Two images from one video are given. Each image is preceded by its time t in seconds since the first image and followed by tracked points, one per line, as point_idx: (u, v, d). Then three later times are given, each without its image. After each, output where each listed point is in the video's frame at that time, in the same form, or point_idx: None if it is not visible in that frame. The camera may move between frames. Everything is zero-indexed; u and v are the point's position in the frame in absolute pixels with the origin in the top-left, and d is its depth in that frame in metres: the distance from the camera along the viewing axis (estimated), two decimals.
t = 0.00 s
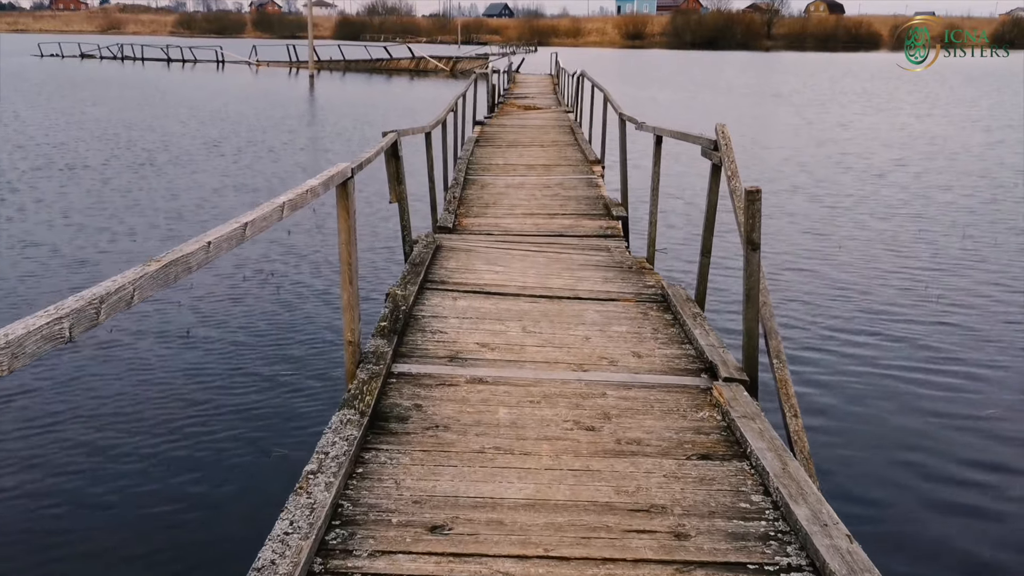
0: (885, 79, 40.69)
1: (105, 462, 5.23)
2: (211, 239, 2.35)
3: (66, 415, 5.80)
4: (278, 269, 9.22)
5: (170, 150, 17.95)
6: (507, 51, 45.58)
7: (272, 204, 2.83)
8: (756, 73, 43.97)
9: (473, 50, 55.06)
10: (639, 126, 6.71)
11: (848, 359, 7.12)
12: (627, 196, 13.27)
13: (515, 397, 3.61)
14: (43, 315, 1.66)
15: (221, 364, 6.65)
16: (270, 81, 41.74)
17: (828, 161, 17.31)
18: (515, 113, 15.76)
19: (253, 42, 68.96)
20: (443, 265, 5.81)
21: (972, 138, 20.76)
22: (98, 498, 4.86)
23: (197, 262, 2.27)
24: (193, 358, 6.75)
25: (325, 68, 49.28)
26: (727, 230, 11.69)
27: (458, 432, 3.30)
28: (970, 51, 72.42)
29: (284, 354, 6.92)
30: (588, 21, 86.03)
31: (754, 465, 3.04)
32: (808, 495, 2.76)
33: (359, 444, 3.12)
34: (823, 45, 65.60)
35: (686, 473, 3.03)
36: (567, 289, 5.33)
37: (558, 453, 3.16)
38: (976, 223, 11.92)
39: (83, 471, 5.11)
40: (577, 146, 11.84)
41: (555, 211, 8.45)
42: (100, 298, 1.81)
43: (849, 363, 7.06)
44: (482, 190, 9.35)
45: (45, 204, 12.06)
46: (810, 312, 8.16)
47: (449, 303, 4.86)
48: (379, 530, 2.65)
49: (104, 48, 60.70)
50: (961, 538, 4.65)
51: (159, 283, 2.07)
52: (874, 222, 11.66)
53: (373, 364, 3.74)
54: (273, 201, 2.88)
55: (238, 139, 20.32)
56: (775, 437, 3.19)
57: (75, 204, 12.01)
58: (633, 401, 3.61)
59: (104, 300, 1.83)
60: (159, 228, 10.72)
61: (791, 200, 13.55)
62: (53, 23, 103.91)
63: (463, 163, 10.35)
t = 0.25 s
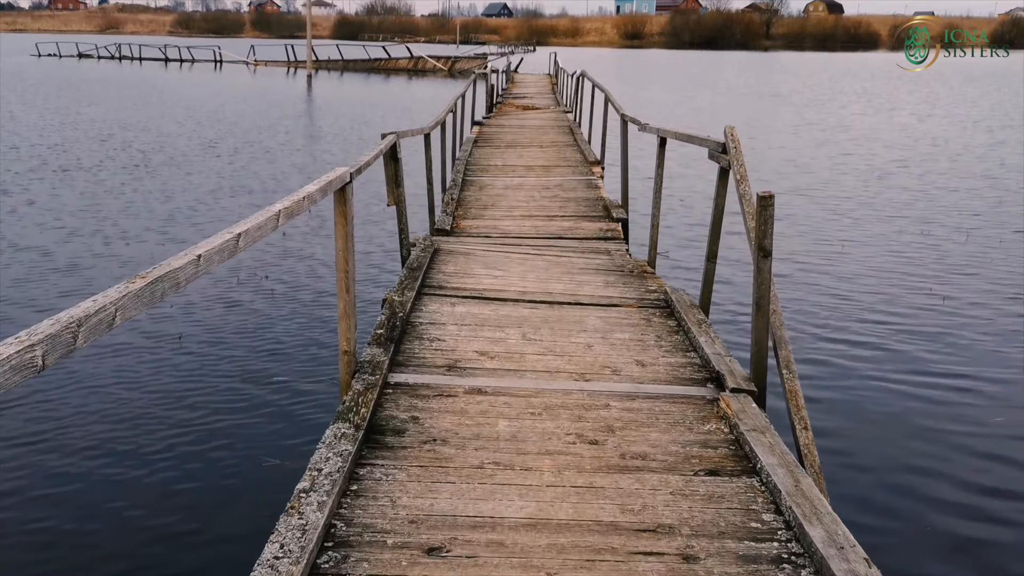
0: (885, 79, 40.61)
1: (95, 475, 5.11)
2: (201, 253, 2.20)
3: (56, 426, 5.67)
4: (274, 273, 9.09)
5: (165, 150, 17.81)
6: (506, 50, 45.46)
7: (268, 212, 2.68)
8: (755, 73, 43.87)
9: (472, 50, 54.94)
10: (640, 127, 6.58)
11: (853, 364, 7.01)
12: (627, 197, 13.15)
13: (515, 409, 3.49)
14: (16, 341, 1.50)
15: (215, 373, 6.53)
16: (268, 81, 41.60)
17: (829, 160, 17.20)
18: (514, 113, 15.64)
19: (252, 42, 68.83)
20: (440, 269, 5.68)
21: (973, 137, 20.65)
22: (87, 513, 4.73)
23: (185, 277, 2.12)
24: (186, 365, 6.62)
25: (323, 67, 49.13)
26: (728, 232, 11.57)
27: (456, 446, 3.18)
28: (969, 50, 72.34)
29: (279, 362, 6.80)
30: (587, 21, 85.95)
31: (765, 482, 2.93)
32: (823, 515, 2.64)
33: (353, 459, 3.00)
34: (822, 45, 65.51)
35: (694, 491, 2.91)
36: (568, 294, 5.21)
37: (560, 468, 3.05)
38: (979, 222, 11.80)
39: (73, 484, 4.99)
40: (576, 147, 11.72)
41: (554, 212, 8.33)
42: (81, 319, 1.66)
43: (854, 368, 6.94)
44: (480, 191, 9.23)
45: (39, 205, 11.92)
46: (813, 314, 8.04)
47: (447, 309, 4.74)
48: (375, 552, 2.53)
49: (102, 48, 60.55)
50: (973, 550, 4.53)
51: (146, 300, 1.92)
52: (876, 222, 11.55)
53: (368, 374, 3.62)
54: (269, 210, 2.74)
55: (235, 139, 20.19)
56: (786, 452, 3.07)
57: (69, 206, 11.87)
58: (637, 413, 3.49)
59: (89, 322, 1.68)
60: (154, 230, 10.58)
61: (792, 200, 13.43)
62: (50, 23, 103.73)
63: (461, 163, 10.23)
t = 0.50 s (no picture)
0: (884, 79, 40.55)
1: (87, 489, 5.03)
2: (188, 258, 2.08)
3: (49, 438, 5.58)
4: (272, 278, 9.00)
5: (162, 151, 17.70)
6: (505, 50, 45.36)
7: (261, 216, 2.57)
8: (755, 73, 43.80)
9: (471, 50, 54.84)
10: (642, 127, 6.47)
11: (857, 369, 6.92)
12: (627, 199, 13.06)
13: (515, 418, 3.40)
14: None
15: (210, 383, 6.45)
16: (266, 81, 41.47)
17: (830, 160, 17.10)
18: (513, 113, 15.54)
19: (250, 42, 68.70)
20: (439, 273, 5.59)
21: (974, 138, 20.56)
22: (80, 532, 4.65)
23: (172, 285, 1.99)
24: (181, 376, 6.53)
25: (322, 67, 49.01)
26: (729, 234, 11.48)
27: (455, 459, 3.08)
28: (969, 50, 72.32)
29: (276, 371, 6.71)
30: (586, 21, 85.87)
31: (773, 496, 2.84)
32: (834, 531, 2.55)
33: (349, 473, 2.90)
34: (821, 44, 65.46)
35: (700, 506, 2.81)
36: (568, 298, 5.12)
37: (561, 480, 2.95)
38: (982, 223, 11.71)
39: (63, 501, 4.90)
40: (575, 147, 11.62)
41: (553, 214, 8.24)
42: (50, 334, 1.54)
43: (858, 374, 6.85)
44: (479, 193, 9.14)
45: (34, 208, 11.81)
46: (814, 318, 7.96)
47: (446, 314, 4.64)
48: (371, 571, 2.44)
49: (100, 48, 60.42)
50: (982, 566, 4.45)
51: (126, 310, 1.80)
52: (878, 225, 11.47)
53: (363, 382, 3.52)
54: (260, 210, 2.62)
55: (232, 139, 20.09)
56: (794, 465, 2.98)
57: (64, 209, 11.77)
58: (640, 422, 3.40)
59: (57, 338, 1.57)
60: (150, 233, 10.48)
61: (794, 201, 13.34)
62: (49, 22, 103.62)
63: (460, 165, 10.13)
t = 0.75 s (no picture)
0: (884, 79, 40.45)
1: (75, 504, 4.90)
2: (157, 267, 1.92)
3: (39, 449, 5.46)
4: (268, 283, 8.89)
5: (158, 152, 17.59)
6: (504, 50, 45.26)
7: (240, 221, 2.42)
8: (753, 73, 43.72)
9: (469, 50, 54.76)
10: (641, 128, 6.35)
11: (863, 376, 6.80)
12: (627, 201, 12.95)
13: (515, 431, 3.27)
14: None
15: (204, 391, 6.33)
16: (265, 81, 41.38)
17: (831, 161, 17.00)
18: (512, 114, 15.42)
19: (248, 42, 68.64)
20: (436, 277, 5.46)
21: (975, 139, 20.45)
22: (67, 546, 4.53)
23: (138, 296, 1.84)
24: (174, 385, 6.41)
25: (320, 67, 48.93)
26: (731, 237, 11.37)
27: (452, 474, 2.95)
28: (968, 50, 72.28)
29: (271, 379, 6.59)
30: (584, 21, 85.84)
31: (785, 515, 2.71)
32: (851, 553, 2.42)
33: (341, 490, 2.77)
34: (820, 45, 65.40)
35: (709, 526, 2.68)
36: (569, 303, 4.99)
37: (563, 498, 2.83)
38: (986, 224, 11.60)
39: (51, 515, 4.78)
40: (575, 149, 11.51)
41: (553, 216, 8.13)
42: None
43: (864, 380, 6.73)
44: (478, 195, 9.02)
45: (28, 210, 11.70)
46: (818, 323, 7.83)
47: (443, 320, 4.52)
48: None
49: (99, 48, 60.38)
50: None
51: (82, 324, 1.64)
52: (881, 228, 11.36)
53: (357, 394, 3.39)
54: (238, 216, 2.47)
55: (229, 140, 19.98)
56: (806, 481, 2.85)
57: (59, 211, 11.65)
58: (644, 436, 3.27)
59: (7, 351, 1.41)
60: (145, 236, 10.36)
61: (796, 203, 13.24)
62: (47, 23, 103.54)
63: (458, 166, 10.02)
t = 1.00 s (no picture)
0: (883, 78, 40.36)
1: (66, 518, 4.80)
2: (121, 285, 1.72)
3: (30, 461, 5.35)
4: (265, 286, 8.78)
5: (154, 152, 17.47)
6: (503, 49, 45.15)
7: (220, 231, 2.30)
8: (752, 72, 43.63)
9: (468, 50, 54.66)
10: (641, 129, 6.24)
11: (868, 383, 6.71)
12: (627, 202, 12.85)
13: (515, 442, 3.17)
14: None
15: (199, 399, 6.22)
16: (263, 80, 41.28)
17: (831, 162, 16.91)
18: (511, 113, 15.32)
19: (246, 41, 68.54)
20: (434, 281, 5.35)
21: (976, 138, 20.36)
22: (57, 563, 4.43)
23: (100, 319, 1.63)
24: (169, 393, 6.31)
25: (318, 66, 48.81)
26: (732, 238, 11.27)
27: (450, 488, 2.85)
28: (966, 49, 72.22)
29: (267, 386, 6.49)
30: (582, 20, 85.77)
31: (795, 532, 2.60)
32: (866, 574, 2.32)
33: (333, 505, 2.67)
34: (818, 44, 65.33)
35: (716, 544, 2.57)
36: (569, 307, 4.89)
37: (565, 514, 2.72)
38: (989, 225, 11.50)
39: (41, 531, 4.67)
40: (574, 149, 11.41)
41: (552, 217, 8.02)
42: None
43: (869, 387, 6.64)
44: (477, 195, 8.92)
45: (23, 211, 11.59)
46: (821, 327, 7.74)
47: (441, 325, 4.41)
48: None
49: (96, 47, 60.26)
50: None
51: (33, 354, 1.43)
52: (883, 229, 11.27)
53: (352, 403, 3.29)
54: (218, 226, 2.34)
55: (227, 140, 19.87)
56: (816, 496, 2.75)
57: (54, 211, 11.54)
58: (648, 447, 3.16)
59: None
60: (141, 237, 10.26)
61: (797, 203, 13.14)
62: (45, 22, 103.38)
63: (457, 166, 9.91)
